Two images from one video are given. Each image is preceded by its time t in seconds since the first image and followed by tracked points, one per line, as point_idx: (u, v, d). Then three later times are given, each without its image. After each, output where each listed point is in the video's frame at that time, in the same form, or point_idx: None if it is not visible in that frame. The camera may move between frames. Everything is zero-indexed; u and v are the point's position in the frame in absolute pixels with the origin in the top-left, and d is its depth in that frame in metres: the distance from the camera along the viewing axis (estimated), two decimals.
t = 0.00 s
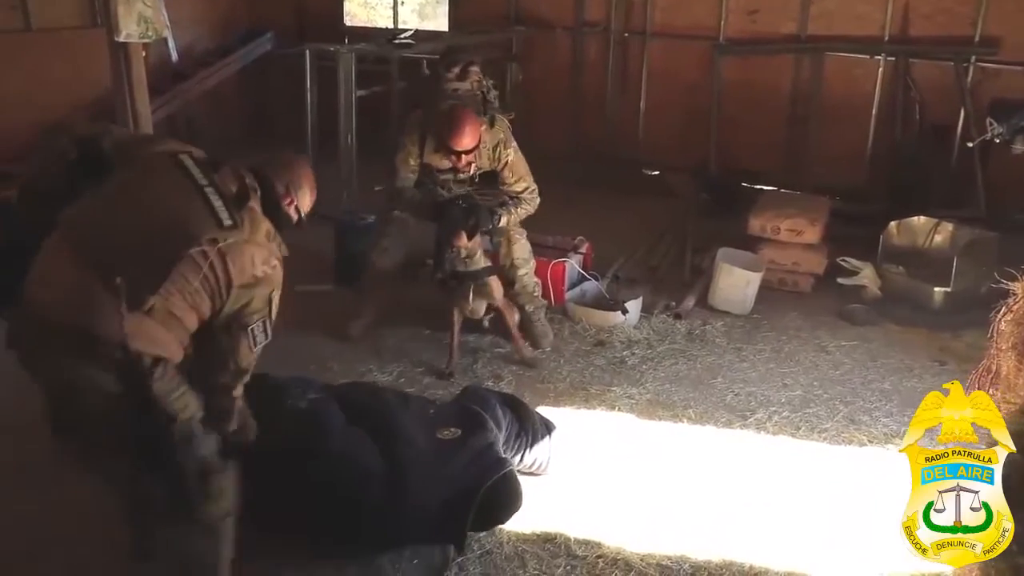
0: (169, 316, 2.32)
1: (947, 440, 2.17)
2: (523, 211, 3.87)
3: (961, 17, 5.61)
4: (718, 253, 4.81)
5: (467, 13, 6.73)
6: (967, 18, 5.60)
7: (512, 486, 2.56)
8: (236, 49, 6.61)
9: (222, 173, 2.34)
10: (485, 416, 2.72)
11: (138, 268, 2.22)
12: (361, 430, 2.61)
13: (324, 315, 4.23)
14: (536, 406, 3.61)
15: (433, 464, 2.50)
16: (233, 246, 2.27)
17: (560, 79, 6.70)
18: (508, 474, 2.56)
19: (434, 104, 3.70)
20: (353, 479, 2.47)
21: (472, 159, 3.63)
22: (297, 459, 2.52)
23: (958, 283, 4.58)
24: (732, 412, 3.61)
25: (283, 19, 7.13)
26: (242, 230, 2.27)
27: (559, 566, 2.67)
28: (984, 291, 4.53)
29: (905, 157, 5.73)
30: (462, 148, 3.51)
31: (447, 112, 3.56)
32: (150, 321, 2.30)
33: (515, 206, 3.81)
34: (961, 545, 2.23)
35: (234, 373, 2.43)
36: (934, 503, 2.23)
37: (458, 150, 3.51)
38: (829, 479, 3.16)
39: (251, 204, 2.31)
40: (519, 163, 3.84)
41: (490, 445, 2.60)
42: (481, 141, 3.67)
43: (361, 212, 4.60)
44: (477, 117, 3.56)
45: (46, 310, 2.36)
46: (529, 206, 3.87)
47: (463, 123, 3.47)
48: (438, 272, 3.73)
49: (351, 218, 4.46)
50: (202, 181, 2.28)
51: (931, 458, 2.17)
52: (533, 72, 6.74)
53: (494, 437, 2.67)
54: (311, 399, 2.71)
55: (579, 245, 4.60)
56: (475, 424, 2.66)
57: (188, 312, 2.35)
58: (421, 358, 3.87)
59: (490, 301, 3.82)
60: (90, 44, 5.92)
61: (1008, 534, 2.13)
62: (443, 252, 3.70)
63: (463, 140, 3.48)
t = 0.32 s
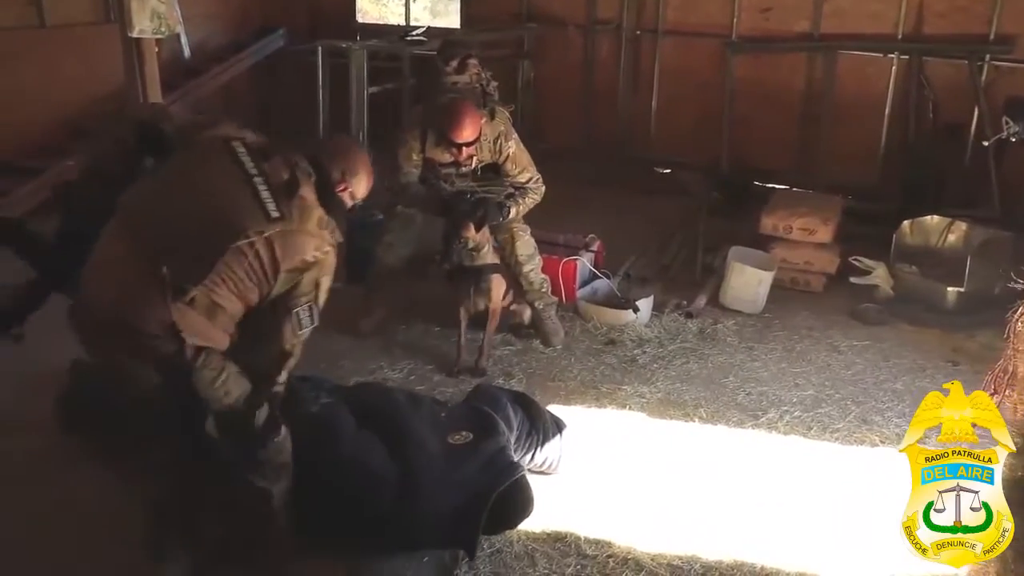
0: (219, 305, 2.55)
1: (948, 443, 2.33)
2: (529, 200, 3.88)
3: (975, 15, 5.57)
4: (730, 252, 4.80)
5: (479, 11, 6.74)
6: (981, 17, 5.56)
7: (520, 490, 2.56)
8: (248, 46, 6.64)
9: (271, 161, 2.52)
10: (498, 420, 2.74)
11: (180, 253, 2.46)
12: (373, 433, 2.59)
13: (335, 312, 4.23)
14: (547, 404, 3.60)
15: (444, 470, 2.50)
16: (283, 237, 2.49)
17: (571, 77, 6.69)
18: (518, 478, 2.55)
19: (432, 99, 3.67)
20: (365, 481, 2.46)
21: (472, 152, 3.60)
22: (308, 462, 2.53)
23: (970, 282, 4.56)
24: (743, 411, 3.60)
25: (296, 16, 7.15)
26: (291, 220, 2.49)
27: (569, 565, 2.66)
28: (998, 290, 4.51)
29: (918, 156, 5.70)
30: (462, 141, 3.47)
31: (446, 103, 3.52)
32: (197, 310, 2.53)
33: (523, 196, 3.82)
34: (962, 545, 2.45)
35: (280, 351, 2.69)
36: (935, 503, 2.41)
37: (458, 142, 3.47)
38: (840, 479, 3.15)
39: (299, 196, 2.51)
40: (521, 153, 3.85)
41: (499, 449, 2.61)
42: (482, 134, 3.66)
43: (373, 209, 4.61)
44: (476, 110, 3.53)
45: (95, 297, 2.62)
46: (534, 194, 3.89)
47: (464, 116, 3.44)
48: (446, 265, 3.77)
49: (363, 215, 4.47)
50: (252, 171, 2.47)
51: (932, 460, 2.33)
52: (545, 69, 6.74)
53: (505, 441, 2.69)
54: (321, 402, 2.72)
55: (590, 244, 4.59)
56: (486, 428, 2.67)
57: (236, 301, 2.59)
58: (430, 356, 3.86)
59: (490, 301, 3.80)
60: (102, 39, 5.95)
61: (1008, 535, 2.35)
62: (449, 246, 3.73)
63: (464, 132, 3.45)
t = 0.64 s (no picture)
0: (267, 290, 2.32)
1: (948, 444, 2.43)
2: (541, 203, 3.90)
3: (991, 14, 5.48)
4: (741, 251, 4.76)
5: (489, 9, 6.72)
6: (997, 16, 5.47)
7: (535, 497, 2.50)
8: (258, 44, 6.66)
9: (328, 147, 2.10)
10: (509, 423, 2.71)
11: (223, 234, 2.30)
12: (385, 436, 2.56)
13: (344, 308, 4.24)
14: (556, 404, 3.58)
15: (456, 476, 2.45)
16: (324, 233, 2.13)
17: (582, 75, 6.67)
18: (531, 485, 2.50)
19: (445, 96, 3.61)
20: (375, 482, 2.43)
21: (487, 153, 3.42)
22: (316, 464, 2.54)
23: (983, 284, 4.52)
24: (755, 413, 3.57)
25: (307, 14, 7.15)
26: (327, 216, 2.11)
27: (578, 568, 2.64)
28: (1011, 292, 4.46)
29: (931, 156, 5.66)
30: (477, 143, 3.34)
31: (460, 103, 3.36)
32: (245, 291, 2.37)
33: (534, 198, 3.85)
34: (960, 545, 2.54)
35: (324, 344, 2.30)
36: (935, 503, 2.47)
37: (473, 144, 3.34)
38: (850, 481, 3.12)
39: (344, 187, 2.08)
40: (532, 155, 3.81)
41: (512, 453, 2.55)
42: (496, 136, 3.63)
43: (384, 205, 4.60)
44: (489, 110, 3.42)
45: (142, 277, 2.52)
46: (546, 196, 3.90)
47: (477, 115, 3.33)
48: (458, 264, 3.76)
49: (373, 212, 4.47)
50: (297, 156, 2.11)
51: (934, 458, 2.45)
52: (555, 67, 6.72)
53: (518, 445, 2.66)
54: (336, 406, 2.69)
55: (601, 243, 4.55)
56: (498, 431, 2.63)
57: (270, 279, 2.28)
58: (437, 355, 3.85)
59: (496, 301, 3.81)
60: (110, 37, 5.94)
61: (1007, 535, 2.47)
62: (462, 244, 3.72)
63: (477, 132, 3.32)
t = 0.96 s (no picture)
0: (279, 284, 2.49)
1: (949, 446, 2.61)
2: (548, 200, 3.88)
3: (1003, 11, 5.44)
4: (750, 250, 4.73)
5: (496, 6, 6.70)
6: (1009, 12, 5.43)
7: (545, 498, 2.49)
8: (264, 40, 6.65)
9: (344, 164, 2.34)
10: (517, 423, 2.69)
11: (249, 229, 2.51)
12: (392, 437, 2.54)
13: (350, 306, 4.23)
14: (564, 404, 3.56)
15: (464, 478, 2.43)
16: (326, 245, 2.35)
17: (589, 71, 6.65)
18: (541, 487, 2.47)
19: (454, 94, 3.59)
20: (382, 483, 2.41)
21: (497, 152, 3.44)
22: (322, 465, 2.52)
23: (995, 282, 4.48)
24: (764, 412, 3.55)
25: (313, 10, 7.13)
26: (326, 230, 2.35)
27: (586, 569, 2.62)
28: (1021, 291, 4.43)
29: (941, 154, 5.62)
30: (486, 142, 3.33)
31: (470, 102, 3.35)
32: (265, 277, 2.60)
33: (544, 196, 3.83)
34: (961, 545, 2.65)
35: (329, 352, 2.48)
36: (936, 502, 2.63)
37: (483, 143, 3.33)
38: (859, 481, 3.10)
39: (349, 203, 2.31)
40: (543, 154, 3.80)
41: (521, 454, 2.53)
42: (506, 134, 3.60)
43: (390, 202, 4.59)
44: (499, 109, 3.40)
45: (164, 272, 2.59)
46: (555, 194, 3.88)
47: (488, 113, 3.31)
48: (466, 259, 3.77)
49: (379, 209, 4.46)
50: (317, 170, 2.37)
51: (935, 459, 2.64)
52: (563, 64, 6.69)
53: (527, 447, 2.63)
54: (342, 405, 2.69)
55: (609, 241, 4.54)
56: (506, 432, 2.61)
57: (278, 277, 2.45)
58: (444, 353, 3.83)
59: (504, 298, 3.77)
60: (117, 34, 5.95)
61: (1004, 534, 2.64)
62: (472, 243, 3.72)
63: (488, 131, 3.31)
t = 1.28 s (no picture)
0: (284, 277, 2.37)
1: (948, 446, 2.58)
2: (557, 191, 3.88)
3: (1015, 6, 5.40)
4: (759, 246, 4.71)
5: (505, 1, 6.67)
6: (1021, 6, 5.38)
7: (552, 497, 2.48)
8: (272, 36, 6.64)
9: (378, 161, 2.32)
10: (525, 421, 2.67)
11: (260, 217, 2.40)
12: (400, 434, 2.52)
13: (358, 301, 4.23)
14: (573, 400, 3.54)
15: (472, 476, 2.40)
16: (339, 226, 2.28)
17: (597, 66, 6.63)
18: (551, 487, 2.45)
19: (463, 89, 3.58)
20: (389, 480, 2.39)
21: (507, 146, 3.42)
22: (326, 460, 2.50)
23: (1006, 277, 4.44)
24: (772, 409, 3.53)
25: (321, 4, 7.12)
26: (344, 213, 2.28)
27: (595, 566, 2.61)
28: None
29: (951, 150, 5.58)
30: (497, 136, 3.32)
31: (480, 96, 3.34)
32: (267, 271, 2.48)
33: (553, 188, 3.82)
34: (960, 546, 2.61)
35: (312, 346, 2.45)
36: (935, 503, 2.59)
37: (493, 137, 3.32)
38: (868, 479, 3.07)
39: (375, 195, 2.29)
40: (552, 147, 3.79)
41: (530, 452, 2.51)
42: (515, 127, 3.58)
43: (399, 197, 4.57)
44: (509, 102, 3.38)
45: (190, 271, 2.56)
46: (563, 186, 3.88)
47: (497, 106, 3.29)
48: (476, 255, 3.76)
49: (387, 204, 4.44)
50: (351, 159, 2.33)
51: (934, 460, 2.61)
52: (571, 59, 6.67)
53: (536, 444, 2.62)
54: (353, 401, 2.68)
55: (618, 236, 4.52)
56: (514, 430, 2.59)
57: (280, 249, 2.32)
58: (451, 349, 3.82)
59: (513, 293, 3.74)
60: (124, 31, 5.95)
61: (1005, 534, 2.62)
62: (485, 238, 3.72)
63: (497, 125, 3.29)
